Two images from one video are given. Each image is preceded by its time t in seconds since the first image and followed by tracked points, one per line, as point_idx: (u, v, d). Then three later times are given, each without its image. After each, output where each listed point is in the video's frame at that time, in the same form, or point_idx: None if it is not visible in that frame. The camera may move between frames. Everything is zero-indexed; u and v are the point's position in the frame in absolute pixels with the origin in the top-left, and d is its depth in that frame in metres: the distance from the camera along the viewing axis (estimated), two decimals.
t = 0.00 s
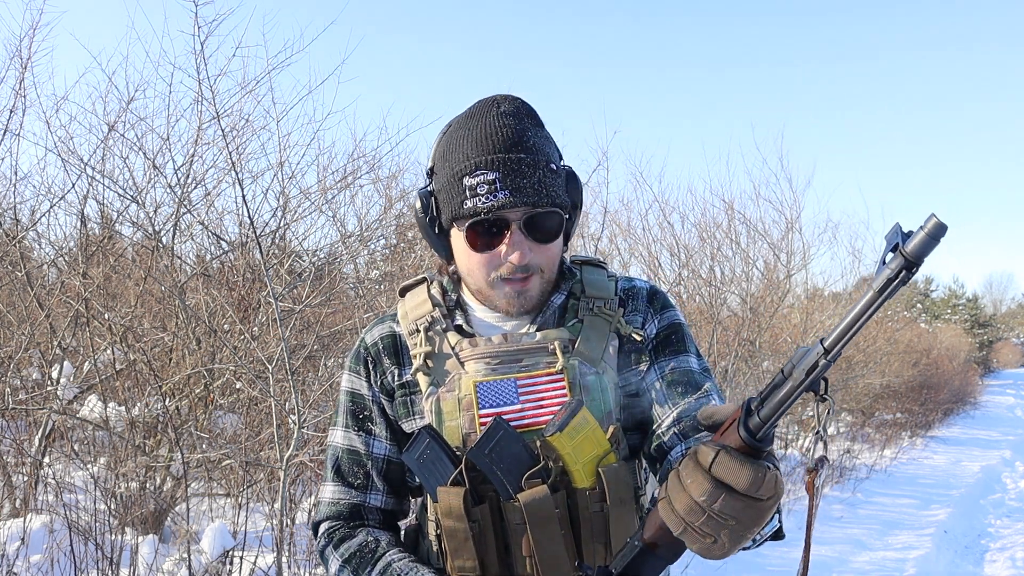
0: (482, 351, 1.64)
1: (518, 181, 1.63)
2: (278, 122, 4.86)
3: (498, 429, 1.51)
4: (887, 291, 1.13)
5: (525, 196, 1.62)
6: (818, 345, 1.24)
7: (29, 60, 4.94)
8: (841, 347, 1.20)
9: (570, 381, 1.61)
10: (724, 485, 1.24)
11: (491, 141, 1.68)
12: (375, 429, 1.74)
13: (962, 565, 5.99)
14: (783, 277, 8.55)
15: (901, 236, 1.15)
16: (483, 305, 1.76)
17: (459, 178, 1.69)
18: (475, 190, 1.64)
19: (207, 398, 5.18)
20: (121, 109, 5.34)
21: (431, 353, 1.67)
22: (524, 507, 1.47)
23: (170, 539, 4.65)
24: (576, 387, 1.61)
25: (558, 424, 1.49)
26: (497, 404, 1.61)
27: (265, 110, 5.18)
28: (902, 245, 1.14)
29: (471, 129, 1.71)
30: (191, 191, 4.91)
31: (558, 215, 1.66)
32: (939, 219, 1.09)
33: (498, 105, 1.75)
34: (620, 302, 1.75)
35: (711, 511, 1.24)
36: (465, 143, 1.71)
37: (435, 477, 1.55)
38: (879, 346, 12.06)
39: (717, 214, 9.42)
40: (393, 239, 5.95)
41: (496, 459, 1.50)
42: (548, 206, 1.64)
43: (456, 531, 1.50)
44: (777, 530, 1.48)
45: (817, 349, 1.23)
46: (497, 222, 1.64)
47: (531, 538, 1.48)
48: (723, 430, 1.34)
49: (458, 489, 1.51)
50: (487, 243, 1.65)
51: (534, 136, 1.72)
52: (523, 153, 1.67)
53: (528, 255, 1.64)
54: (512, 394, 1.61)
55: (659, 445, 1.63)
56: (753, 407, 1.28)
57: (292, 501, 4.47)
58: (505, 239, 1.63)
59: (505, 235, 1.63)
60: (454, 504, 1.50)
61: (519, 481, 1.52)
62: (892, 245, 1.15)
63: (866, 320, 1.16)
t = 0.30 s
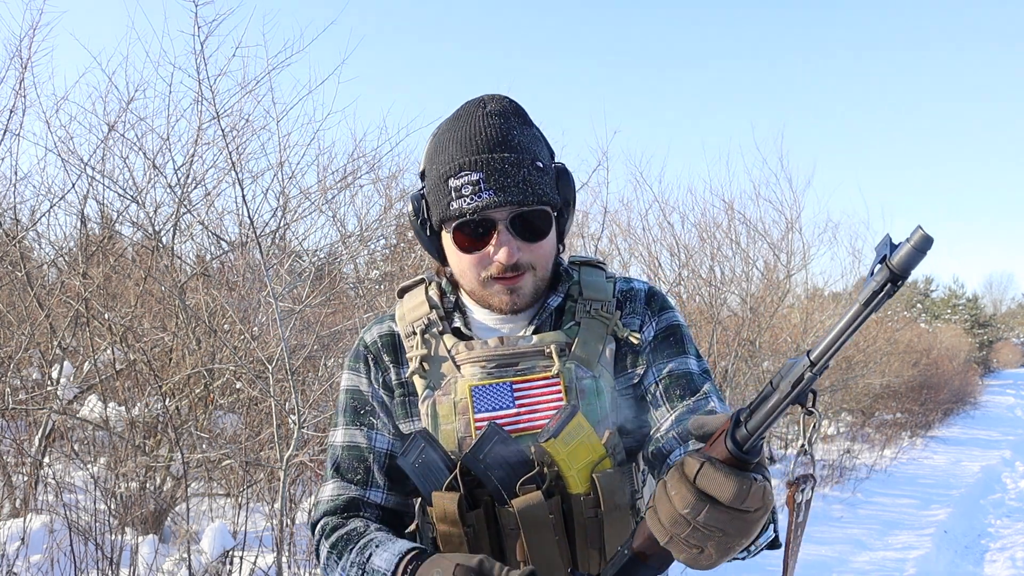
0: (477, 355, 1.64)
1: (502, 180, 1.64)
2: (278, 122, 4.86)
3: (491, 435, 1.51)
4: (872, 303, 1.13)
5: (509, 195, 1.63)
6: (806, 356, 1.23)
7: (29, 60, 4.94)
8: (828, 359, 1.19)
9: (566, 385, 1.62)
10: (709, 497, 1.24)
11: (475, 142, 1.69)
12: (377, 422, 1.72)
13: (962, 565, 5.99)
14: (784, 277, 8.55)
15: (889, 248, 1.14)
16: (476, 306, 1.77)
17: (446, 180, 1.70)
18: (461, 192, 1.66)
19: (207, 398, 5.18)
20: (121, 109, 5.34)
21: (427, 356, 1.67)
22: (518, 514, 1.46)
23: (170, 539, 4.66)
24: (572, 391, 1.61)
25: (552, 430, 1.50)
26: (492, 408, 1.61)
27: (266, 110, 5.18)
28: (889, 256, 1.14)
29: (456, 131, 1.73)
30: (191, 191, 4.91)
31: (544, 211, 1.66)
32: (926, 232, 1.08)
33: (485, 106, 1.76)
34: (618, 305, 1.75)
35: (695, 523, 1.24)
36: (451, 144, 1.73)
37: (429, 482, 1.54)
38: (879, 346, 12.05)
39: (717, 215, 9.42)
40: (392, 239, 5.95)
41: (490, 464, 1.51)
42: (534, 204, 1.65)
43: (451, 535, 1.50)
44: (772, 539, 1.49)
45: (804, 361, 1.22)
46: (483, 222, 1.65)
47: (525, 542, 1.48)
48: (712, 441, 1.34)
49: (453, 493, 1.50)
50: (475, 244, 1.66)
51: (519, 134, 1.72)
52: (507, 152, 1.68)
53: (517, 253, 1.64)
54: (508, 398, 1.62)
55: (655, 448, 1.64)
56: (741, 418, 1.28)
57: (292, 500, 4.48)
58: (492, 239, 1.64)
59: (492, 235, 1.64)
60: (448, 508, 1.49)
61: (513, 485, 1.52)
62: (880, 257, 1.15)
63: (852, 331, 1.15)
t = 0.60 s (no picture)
0: (473, 359, 1.64)
1: (493, 146, 1.70)
2: (278, 122, 4.86)
3: (490, 443, 1.52)
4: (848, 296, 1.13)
5: (498, 157, 1.68)
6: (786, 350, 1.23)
7: (29, 59, 4.93)
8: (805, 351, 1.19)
9: (563, 391, 1.62)
10: (694, 493, 1.24)
11: (470, 116, 1.77)
12: (384, 415, 1.70)
13: (962, 565, 5.98)
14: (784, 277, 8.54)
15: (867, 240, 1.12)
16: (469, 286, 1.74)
17: (440, 151, 1.77)
18: (452, 157, 1.72)
19: (207, 399, 5.18)
20: (121, 109, 5.32)
21: (422, 358, 1.67)
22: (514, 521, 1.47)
23: (170, 539, 4.66)
24: (569, 397, 1.62)
25: (550, 438, 1.52)
26: (488, 414, 1.61)
27: (266, 110, 5.18)
28: (866, 248, 1.12)
29: (454, 111, 1.82)
30: (191, 191, 4.91)
31: (534, 179, 1.70)
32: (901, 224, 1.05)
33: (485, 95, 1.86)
34: (615, 307, 1.76)
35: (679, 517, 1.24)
36: (448, 121, 1.81)
37: (426, 488, 1.55)
38: (879, 346, 12.06)
39: (717, 214, 9.41)
40: (392, 239, 5.95)
41: (486, 471, 1.52)
42: (524, 170, 1.69)
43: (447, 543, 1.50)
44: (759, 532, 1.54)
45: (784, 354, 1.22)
46: (472, 186, 1.69)
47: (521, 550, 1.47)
48: (695, 437, 1.35)
49: (449, 500, 1.51)
50: (463, 208, 1.69)
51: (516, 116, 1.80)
52: (500, 125, 1.74)
53: (505, 214, 1.65)
54: (504, 404, 1.62)
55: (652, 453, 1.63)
56: (724, 412, 1.28)
57: (292, 501, 4.48)
58: (480, 202, 1.67)
59: (480, 197, 1.68)
60: (444, 515, 1.50)
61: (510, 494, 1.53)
62: (857, 248, 1.13)
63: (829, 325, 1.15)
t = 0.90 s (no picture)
0: (488, 343, 1.63)
1: (522, 126, 1.76)
2: (278, 122, 4.86)
3: (501, 428, 1.51)
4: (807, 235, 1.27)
5: (527, 136, 1.74)
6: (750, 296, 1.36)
7: (28, 59, 4.91)
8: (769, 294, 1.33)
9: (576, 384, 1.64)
10: (673, 444, 1.30)
11: (503, 98, 1.83)
12: (384, 379, 1.64)
13: (962, 565, 5.98)
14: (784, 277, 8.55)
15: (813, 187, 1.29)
16: (483, 265, 1.79)
17: (470, 128, 1.83)
18: (481, 133, 1.77)
19: (207, 398, 5.17)
20: (121, 109, 5.31)
21: (437, 337, 1.65)
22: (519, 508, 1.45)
23: (170, 539, 4.66)
24: (582, 391, 1.64)
25: (562, 430, 1.50)
26: (499, 401, 1.60)
27: (266, 110, 5.17)
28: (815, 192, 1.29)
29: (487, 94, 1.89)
30: (191, 191, 4.91)
31: (560, 163, 1.76)
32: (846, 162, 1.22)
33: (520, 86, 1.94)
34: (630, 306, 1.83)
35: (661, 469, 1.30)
36: (480, 102, 1.87)
37: (431, 469, 1.55)
38: (879, 346, 12.06)
39: (717, 214, 9.42)
40: (392, 239, 5.95)
41: (494, 456, 1.51)
42: (550, 153, 1.75)
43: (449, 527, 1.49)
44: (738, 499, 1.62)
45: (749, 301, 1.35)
46: (497, 161, 1.74)
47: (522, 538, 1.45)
48: (671, 395, 1.44)
49: (456, 484, 1.50)
50: (487, 183, 1.74)
51: (547, 105, 1.87)
52: (531, 108, 1.81)
53: (527, 191, 1.70)
54: (516, 392, 1.61)
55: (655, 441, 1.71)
56: (696, 366, 1.38)
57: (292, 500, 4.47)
58: (503, 177, 1.72)
59: (504, 172, 1.73)
60: (450, 498, 1.49)
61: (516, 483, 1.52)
62: (807, 193, 1.29)
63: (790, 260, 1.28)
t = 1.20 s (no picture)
0: (496, 343, 1.64)
1: (546, 120, 1.77)
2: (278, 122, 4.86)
3: (511, 429, 1.49)
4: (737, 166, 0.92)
5: (548, 130, 1.76)
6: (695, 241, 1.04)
7: (29, 59, 4.91)
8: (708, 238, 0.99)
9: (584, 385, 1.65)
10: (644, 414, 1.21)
11: (528, 94, 1.86)
12: (388, 385, 1.63)
13: (962, 565, 5.98)
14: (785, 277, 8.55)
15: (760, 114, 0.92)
16: (492, 255, 1.79)
17: (493, 120, 1.84)
18: (503, 124, 1.79)
19: (207, 398, 5.17)
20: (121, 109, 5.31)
21: (445, 336, 1.64)
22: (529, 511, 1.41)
23: (170, 539, 4.65)
24: (590, 392, 1.65)
25: (573, 430, 1.49)
26: (507, 401, 1.60)
27: (266, 111, 5.17)
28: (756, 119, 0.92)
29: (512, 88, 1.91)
30: (191, 191, 4.91)
31: (579, 161, 1.77)
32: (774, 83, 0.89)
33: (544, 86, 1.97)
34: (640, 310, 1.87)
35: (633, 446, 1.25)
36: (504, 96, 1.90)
37: (439, 470, 1.52)
38: (879, 346, 12.06)
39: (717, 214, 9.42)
40: (392, 239, 5.95)
41: (503, 457, 1.47)
42: (571, 150, 1.76)
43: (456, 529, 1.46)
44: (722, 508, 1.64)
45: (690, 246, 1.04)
46: (517, 152, 1.76)
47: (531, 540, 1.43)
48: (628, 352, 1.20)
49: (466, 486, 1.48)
50: (505, 172, 1.75)
51: (570, 105, 1.89)
52: (555, 105, 1.83)
53: (544, 183, 1.71)
54: (524, 392, 1.62)
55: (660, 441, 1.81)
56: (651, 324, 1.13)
57: (292, 501, 4.47)
58: (522, 168, 1.74)
59: (524, 163, 1.74)
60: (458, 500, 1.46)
61: (525, 484, 1.49)
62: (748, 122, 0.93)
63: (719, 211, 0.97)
